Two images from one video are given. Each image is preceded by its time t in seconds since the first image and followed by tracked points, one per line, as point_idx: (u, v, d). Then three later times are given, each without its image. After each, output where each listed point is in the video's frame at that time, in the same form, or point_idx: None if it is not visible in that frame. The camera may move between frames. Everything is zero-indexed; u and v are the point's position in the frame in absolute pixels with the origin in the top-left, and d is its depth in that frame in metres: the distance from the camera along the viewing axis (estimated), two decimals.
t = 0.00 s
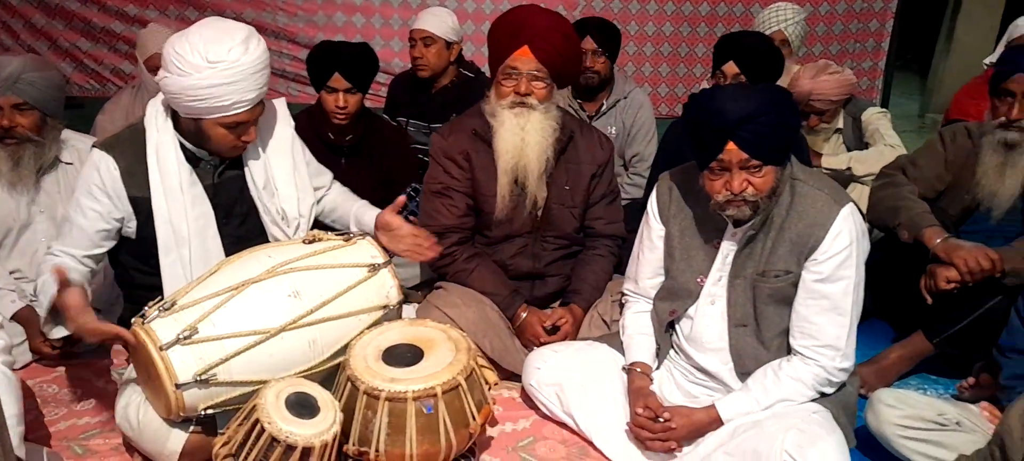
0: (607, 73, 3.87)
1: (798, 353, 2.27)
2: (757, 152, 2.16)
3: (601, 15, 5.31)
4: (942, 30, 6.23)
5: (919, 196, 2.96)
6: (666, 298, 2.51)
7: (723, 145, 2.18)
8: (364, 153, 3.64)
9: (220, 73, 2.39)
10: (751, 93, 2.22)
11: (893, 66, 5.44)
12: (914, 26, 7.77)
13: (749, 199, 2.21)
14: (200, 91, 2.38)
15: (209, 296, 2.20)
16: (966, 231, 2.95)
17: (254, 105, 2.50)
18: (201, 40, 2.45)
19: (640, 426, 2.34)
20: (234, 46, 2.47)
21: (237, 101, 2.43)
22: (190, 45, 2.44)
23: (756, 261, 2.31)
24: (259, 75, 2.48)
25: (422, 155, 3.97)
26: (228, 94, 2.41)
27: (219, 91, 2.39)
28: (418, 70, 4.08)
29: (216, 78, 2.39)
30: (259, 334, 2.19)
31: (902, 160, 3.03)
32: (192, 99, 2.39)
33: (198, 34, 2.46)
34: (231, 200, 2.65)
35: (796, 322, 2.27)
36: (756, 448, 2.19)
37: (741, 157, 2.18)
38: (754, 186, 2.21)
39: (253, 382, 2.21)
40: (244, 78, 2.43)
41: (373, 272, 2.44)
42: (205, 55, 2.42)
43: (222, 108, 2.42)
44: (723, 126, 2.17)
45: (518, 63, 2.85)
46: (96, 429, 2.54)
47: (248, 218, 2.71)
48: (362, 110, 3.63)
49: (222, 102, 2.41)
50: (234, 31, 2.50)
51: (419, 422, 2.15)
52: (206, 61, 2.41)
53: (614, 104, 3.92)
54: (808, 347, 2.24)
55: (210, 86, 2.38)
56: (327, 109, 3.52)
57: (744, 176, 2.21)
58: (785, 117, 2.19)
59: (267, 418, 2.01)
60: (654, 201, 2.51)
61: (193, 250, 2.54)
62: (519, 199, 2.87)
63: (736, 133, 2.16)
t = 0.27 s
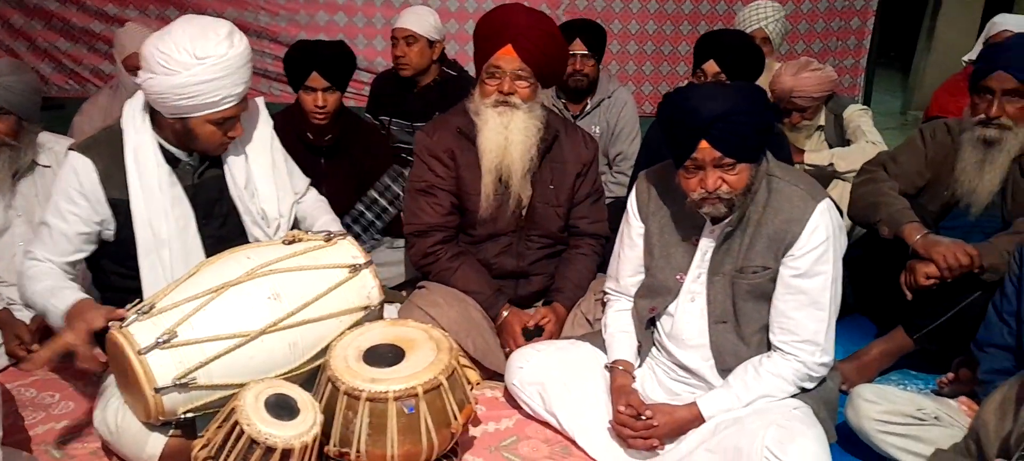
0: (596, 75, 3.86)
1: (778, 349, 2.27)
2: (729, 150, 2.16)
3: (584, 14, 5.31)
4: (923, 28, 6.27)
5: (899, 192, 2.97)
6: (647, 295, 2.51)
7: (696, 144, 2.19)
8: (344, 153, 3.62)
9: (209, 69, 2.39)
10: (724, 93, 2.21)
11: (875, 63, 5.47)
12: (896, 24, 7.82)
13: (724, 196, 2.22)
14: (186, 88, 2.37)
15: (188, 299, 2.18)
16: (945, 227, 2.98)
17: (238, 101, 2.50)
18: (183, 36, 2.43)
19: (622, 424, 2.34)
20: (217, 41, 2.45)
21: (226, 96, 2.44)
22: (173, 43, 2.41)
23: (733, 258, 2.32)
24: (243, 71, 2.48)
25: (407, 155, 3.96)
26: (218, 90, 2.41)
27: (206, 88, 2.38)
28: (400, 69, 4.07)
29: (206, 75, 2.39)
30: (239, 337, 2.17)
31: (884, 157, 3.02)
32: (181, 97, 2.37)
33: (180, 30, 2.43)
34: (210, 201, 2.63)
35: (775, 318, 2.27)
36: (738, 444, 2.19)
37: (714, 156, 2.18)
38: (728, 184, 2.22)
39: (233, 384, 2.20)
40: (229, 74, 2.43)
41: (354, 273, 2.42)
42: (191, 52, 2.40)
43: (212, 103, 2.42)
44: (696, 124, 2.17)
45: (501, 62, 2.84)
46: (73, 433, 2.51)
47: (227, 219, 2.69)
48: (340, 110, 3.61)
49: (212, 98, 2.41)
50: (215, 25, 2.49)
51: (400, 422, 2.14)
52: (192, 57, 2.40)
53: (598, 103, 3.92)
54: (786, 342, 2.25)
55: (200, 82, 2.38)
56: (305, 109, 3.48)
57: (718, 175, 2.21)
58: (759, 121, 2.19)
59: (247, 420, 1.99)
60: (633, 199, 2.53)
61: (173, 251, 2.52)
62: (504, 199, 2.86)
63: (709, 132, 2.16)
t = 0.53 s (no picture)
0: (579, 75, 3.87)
1: (757, 346, 2.28)
2: (697, 147, 2.18)
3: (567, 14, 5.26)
4: (904, 26, 6.30)
5: (878, 190, 2.97)
6: (628, 294, 2.52)
7: (665, 144, 2.21)
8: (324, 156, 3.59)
9: (183, 65, 2.38)
10: (696, 94, 2.24)
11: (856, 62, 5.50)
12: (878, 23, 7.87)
13: (695, 195, 2.24)
14: (160, 86, 2.35)
15: (166, 302, 2.17)
16: (924, 224, 3.00)
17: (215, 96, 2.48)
18: (156, 33, 2.41)
19: (604, 422, 2.34)
20: (190, 36, 2.43)
21: (201, 92, 2.42)
22: (146, 40, 2.39)
23: (711, 257, 2.33)
24: (218, 65, 2.46)
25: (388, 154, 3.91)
26: (192, 85, 2.39)
27: (180, 85, 2.37)
28: (380, 69, 4.06)
29: (179, 71, 2.37)
30: (218, 339, 2.16)
31: (863, 155, 3.03)
32: (155, 95, 2.36)
33: (151, 28, 2.42)
34: (189, 202, 2.62)
35: (754, 315, 2.28)
36: (717, 442, 2.20)
37: (683, 155, 2.20)
38: (699, 183, 2.24)
39: (212, 387, 2.18)
40: (203, 69, 2.41)
41: (333, 274, 2.42)
42: (164, 49, 2.39)
43: (187, 100, 2.40)
44: (662, 126, 2.20)
45: (480, 63, 2.82)
46: (51, 438, 2.49)
47: (206, 220, 2.67)
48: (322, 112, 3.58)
49: (186, 94, 2.39)
50: (189, 21, 2.47)
51: (382, 425, 2.13)
52: (165, 54, 2.38)
53: (581, 104, 3.92)
54: (766, 338, 2.26)
55: (173, 78, 2.35)
56: (285, 114, 3.45)
57: (689, 174, 2.23)
58: (728, 119, 2.21)
59: (225, 423, 1.98)
60: (612, 198, 2.55)
61: (151, 254, 2.50)
62: (485, 199, 2.85)
63: (676, 131, 2.18)
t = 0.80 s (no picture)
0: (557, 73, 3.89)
1: (739, 343, 2.28)
2: (678, 147, 2.19)
3: (551, 10, 5.28)
4: (887, 23, 6.33)
5: (859, 186, 3.00)
6: (610, 291, 2.52)
7: (646, 144, 2.21)
8: (307, 156, 3.52)
9: (163, 63, 2.36)
10: (673, 91, 2.24)
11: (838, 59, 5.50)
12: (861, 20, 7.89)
13: (677, 194, 2.24)
14: (140, 83, 2.33)
15: (143, 300, 2.15)
16: (904, 221, 3.02)
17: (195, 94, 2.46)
18: (133, 30, 2.38)
19: (585, 420, 2.34)
20: (168, 34, 2.41)
21: (181, 90, 2.40)
22: (123, 38, 2.36)
23: (693, 254, 2.34)
24: (197, 63, 2.45)
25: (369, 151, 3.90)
26: (172, 83, 2.37)
27: (160, 82, 2.35)
28: (359, 66, 4.04)
29: (158, 68, 2.35)
30: (196, 337, 2.14)
31: (845, 152, 3.06)
32: (133, 92, 2.33)
33: (129, 25, 2.39)
34: (166, 200, 2.59)
35: (736, 312, 2.28)
36: (698, 438, 2.20)
37: (665, 153, 2.21)
38: (681, 181, 2.24)
39: (191, 386, 2.16)
40: (183, 67, 2.40)
41: (312, 271, 2.41)
42: (142, 47, 2.36)
43: (166, 98, 2.38)
44: (642, 125, 2.20)
45: (456, 60, 2.80)
46: (28, 438, 2.46)
47: (184, 218, 2.65)
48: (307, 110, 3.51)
49: (166, 92, 2.37)
50: (165, 18, 2.45)
51: (361, 424, 2.12)
52: (144, 52, 2.36)
53: (564, 101, 3.92)
54: (747, 336, 2.26)
55: (153, 77, 2.34)
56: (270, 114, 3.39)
57: (671, 172, 2.24)
58: (706, 116, 2.21)
59: (203, 423, 1.96)
60: (595, 196, 2.53)
61: (129, 252, 2.48)
62: (467, 196, 2.84)
63: (656, 130, 2.18)
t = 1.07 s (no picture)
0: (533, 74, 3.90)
1: (718, 343, 2.29)
2: (660, 151, 2.20)
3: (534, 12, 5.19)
4: (868, 24, 6.36)
5: (837, 187, 3.02)
6: (590, 292, 2.52)
7: (629, 147, 2.22)
8: (293, 160, 3.48)
9: (145, 76, 2.35)
10: (655, 95, 2.25)
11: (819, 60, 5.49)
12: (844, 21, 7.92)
13: (659, 196, 2.25)
14: (121, 95, 2.32)
15: (119, 301, 2.13)
16: (881, 221, 3.05)
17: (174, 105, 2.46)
18: (116, 41, 2.37)
19: (565, 421, 2.34)
20: (151, 46, 2.41)
21: (162, 102, 2.40)
22: (105, 48, 2.35)
23: (674, 255, 2.35)
24: (178, 75, 2.44)
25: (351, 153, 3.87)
26: (154, 96, 2.37)
27: (141, 94, 2.34)
28: (338, 68, 4.03)
29: (141, 81, 2.34)
30: (172, 339, 2.13)
31: (822, 153, 3.08)
32: (115, 102, 2.32)
33: (112, 34, 2.38)
34: (141, 201, 2.58)
35: (715, 313, 2.29)
36: (678, 438, 2.21)
37: (647, 157, 2.22)
38: (663, 184, 2.25)
39: (167, 388, 2.15)
40: (165, 80, 2.39)
41: (291, 273, 2.39)
42: (125, 58, 2.35)
43: (148, 110, 2.38)
44: (626, 127, 2.21)
45: (433, 61, 2.79)
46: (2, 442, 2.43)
47: (160, 219, 2.64)
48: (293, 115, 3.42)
49: (148, 104, 2.37)
50: (148, 28, 2.44)
51: (340, 426, 2.11)
52: (127, 63, 2.35)
53: (541, 100, 3.92)
54: (726, 337, 2.27)
55: (136, 89, 2.33)
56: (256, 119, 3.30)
57: (652, 175, 2.24)
58: (689, 120, 2.22)
59: (179, 426, 1.94)
60: (577, 197, 2.54)
61: (104, 254, 2.46)
62: (447, 197, 2.84)
63: (639, 134, 2.19)
